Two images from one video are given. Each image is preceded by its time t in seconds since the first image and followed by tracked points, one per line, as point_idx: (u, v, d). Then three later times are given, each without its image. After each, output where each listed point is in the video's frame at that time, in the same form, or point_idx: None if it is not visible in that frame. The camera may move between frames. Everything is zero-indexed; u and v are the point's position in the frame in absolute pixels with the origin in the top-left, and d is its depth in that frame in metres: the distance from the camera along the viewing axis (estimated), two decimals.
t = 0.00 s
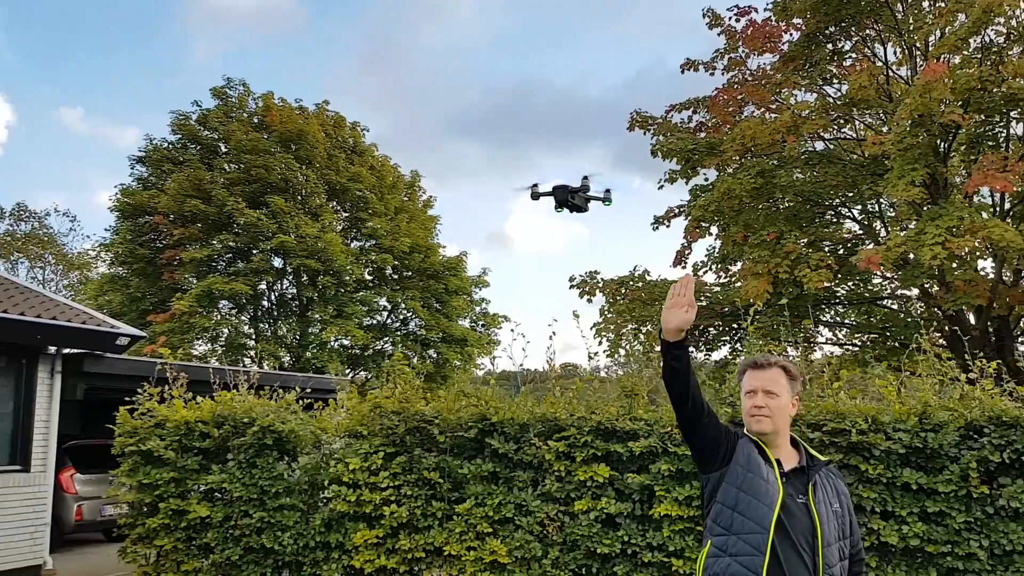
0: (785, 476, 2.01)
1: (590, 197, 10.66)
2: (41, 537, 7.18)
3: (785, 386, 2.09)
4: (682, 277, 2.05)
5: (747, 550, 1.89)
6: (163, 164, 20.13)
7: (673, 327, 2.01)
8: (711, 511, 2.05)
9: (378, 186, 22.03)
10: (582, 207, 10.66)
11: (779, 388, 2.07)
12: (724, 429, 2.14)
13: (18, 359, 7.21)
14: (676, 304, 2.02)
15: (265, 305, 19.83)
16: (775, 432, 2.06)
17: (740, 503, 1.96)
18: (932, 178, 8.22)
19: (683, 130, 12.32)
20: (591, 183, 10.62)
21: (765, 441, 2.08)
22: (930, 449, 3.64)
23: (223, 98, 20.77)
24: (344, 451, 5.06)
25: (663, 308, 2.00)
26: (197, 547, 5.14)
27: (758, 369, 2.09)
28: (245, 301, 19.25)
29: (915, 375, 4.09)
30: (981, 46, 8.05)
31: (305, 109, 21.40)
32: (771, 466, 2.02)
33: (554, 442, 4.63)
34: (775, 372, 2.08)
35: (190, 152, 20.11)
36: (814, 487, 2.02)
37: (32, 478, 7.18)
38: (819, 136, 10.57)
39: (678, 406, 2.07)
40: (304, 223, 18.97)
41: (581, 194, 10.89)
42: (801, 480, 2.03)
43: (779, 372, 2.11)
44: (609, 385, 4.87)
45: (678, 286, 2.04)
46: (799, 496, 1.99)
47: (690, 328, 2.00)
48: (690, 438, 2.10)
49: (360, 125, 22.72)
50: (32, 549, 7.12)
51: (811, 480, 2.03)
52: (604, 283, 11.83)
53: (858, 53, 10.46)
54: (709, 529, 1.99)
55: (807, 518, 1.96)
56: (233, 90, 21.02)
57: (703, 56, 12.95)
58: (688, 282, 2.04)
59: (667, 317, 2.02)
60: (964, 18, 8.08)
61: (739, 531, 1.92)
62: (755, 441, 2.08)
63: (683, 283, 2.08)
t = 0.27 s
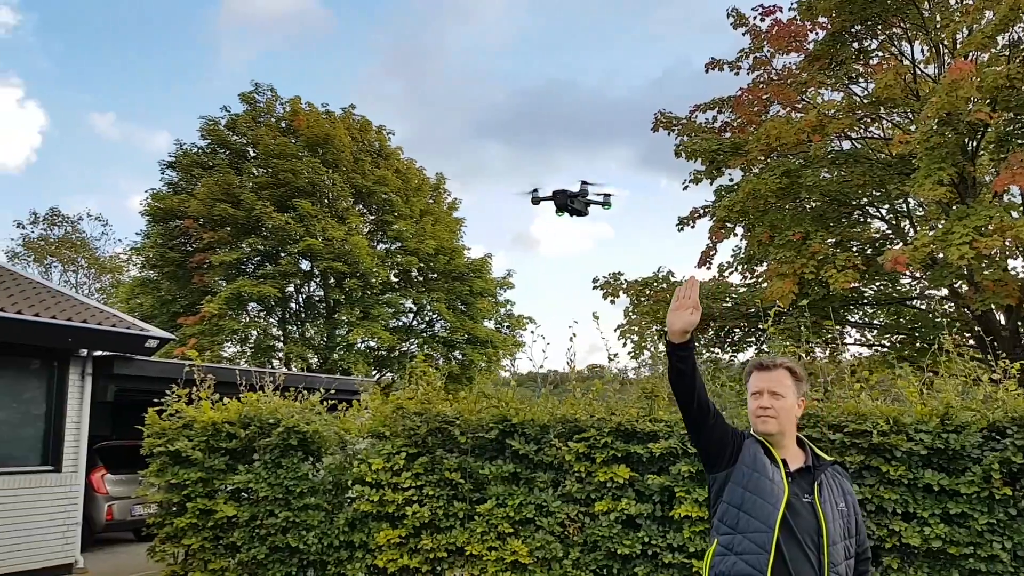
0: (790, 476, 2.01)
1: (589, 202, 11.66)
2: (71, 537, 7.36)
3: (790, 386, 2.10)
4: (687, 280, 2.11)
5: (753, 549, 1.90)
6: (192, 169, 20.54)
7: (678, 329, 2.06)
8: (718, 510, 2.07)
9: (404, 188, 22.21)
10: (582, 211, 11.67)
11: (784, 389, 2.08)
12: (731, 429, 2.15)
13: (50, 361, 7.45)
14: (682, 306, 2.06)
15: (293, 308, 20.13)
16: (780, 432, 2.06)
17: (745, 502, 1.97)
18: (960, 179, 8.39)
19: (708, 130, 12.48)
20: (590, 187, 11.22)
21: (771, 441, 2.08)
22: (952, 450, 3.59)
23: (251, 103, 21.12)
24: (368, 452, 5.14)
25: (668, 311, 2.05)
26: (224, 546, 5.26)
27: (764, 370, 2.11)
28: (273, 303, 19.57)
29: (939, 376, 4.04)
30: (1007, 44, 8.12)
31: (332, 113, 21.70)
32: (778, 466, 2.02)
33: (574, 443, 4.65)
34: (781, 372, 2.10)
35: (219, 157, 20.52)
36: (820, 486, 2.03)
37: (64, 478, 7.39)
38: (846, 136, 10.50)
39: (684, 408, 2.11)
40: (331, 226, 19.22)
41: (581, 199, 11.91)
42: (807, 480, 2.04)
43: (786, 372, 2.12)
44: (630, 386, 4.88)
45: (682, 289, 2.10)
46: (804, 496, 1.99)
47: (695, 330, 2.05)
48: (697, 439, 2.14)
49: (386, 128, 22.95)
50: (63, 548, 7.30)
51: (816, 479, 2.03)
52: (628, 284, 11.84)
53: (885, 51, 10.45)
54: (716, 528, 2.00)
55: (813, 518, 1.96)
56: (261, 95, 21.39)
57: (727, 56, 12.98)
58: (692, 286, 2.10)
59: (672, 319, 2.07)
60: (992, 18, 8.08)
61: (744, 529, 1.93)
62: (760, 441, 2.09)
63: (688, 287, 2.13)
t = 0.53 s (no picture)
0: (798, 476, 2.08)
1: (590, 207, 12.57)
2: (106, 535, 7.60)
3: (797, 387, 2.16)
4: (694, 282, 2.16)
5: (760, 547, 1.97)
6: (225, 173, 20.99)
7: (684, 331, 2.10)
8: (726, 509, 2.14)
9: (431, 191, 22.39)
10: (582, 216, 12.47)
11: (790, 391, 2.15)
12: (738, 430, 2.22)
13: (85, 363, 7.70)
14: (689, 308, 2.11)
15: (323, 310, 20.43)
16: (787, 432, 2.14)
17: (752, 501, 2.04)
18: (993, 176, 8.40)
19: (736, 130, 12.47)
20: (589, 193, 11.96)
21: (778, 441, 2.16)
22: (977, 451, 3.54)
23: (282, 108, 21.58)
24: (394, 452, 5.24)
25: (675, 312, 2.10)
26: (254, 544, 5.40)
27: (770, 371, 2.18)
28: (303, 305, 19.89)
29: (966, 377, 3.99)
30: None
31: (361, 117, 22.01)
32: (785, 466, 2.09)
33: (597, 444, 4.67)
34: (787, 374, 2.16)
35: (251, 161, 20.93)
36: (826, 485, 2.09)
37: (98, 477, 7.63)
38: (876, 134, 10.39)
39: (692, 409, 2.16)
40: (360, 229, 19.48)
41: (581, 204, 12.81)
42: (814, 479, 2.11)
43: (792, 374, 2.19)
44: (652, 387, 4.90)
45: (689, 289, 2.14)
46: (811, 495, 2.06)
47: (701, 332, 2.10)
48: (704, 440, 2.20)
49: (414, 131, 23.17)
50: (98, 546, 7.54)
51: (823, 479, 2.10)
52: (654, 285, 11.86)
53: (916, 49, 10.29)
54: (723, 527, 2.08)
55: (819, 517, 2.03)
56: (292, 100, 21.87)
57: (755, 55, 13.11)
58: (699, 287, 2.14)
59: (678, 321, 2.12)
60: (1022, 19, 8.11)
61: (751, 528, 2.00)
62: (767, 441, 2.16)
63: (694, 288, 2.17)
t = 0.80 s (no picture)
0: (795, 475, 2.13)
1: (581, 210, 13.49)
2: (126, 533, 7.74)
3: (795, 388, 2.22)
4: (691, 287, 2.25)
5: (757, 545, 2.02)
6: (244, 174, 21.25)
7: (682, 334, 2.19)
8: (726, 508, 2.20)
9: (448, 191, 22.48)
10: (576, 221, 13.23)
11: (788, 391, 2.20)
12: (738, 431, 2.29)
13: (106, 363, 7.86)
14: (686, 312, 2.20)
15: (341, 310, 20.60)
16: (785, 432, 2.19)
17: (750, 500, 2.10)
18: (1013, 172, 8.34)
19: (753, 128, 12.41)
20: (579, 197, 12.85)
21: (777, 440, 2.21)
22: (989, 451, 3.52)
23: (301, 110, 21.81)
24: (407, 451, 5.29)
25: (672, 316, 2.19)
26: (271, 543, 5.49)
27: (768, 372, 2.24)
28: (322, 305, 20.08)
29: (979, 376, 3.97)
30: None
31: (378, 118, 22.18)
32: (783, 465, 2.14)
33: (608, 444, 4.68)
34: (785, 375, 2.22)
35: (270, 163, 21.17)
36: (824, 485, 2.14)
37: (119, 476, 7.77)
38: (895, 132, 10.31)
39: (691, 410, 2.25)
40: (378, 229, 19.61)
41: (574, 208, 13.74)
42: (812, 479, 2.16)
43: (790, 374, 2.25)
44: (665, 388, 4.91)
45: (686, 294, 2.24)
46: (808, 494, 2.11)
47: (698, 335, 2.19)
48: (703, 440, 2.28)
49: (431, 132, 23.28)
50: (118, 544, 7.68)
51: (821, 478, 2.15)
52: (669, 285, 11.70)
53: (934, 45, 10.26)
54: (723, 525, 2.14)
55: (817, 516, 2.08)
56: (310, 101, 22.05)
57: (773, 54, 13.08)
58: (696, 292, 2.23)
59: (676, 324, 2.21)
60: None
61: (749, 526, 2.06)
62: (766, 441, 2.22)
63: (691, 293, 2.27)
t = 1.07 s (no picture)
0: (790, 478, 2.14)
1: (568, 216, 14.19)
2: (138, 534, 7.81)
3: (790, 391, 2.22)
4: (685, 294, 2.28)
5: (753, 549, 2.03)
6: (257, 177, 21.42)
7: (676, 341, 2.21)
8: (722, 512, 2.21)
9: (459, 193, 22.55)
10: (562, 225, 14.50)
11: (783, 394, 2.20)
12: (734, 434, 2.30)
13: (119, 365, 7.94)
14: (679, 319, 2.22)
15: (354, 312, 20.71)
16: (780, 435, 2.19)
17: (746, 504, 2.10)
18: None
19: (763, 129, 12.39)
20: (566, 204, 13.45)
21: (772, 444, 2.22)
22: (997, 453, 3.51)
23: (313, 113, 21.99)
24: (415, 453, 5.32)
25: (666, 323, 2.22)
26: (281, 543, 5.54)
27: (764, 375, 2.24)
28: (334, 307, 20.19)
29: (986, 378, 3.95)
30: None
31: (390, 121, 22.31)
32: (778, 469, 2.15)
33: (615, 446, 4.67)
34: (780, 377, 2.22)
35: (282, 166, 21.32)
36: (819, 487, 2.15)
37: (130, 477, 7.85)
38: (907, 132, 10.26)
39: (685, 415, 2.27)
40: (389, 231, 19.70)
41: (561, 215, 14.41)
42: (807, 482, 2.16)
43: (786, 377, 2.25)
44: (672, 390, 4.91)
45: (680, 302, 2.27)
46: (804, 497, 2.11)
47: (692, 342, 2.20)
48: (699, 444, 2.31)
49: (442, 134, 23.38)
50: (130, 545, 7.75)
51: (816, 481, 2.16)
52: (680, 286, 11.70)
53: (946, 45, 10.17)
54: (719, 529, 2.14)
55: (812, 518, 2.08)
56: (321, 104, 22.24)
57: (784, 54, 13.11)
58: (689, 299, 2.25)
59: (670, 331, 2.23)
60: None
61: (745, 530, 2.06)
62: (761, 444, 2.22)
63: (685, 300, 2.29)
